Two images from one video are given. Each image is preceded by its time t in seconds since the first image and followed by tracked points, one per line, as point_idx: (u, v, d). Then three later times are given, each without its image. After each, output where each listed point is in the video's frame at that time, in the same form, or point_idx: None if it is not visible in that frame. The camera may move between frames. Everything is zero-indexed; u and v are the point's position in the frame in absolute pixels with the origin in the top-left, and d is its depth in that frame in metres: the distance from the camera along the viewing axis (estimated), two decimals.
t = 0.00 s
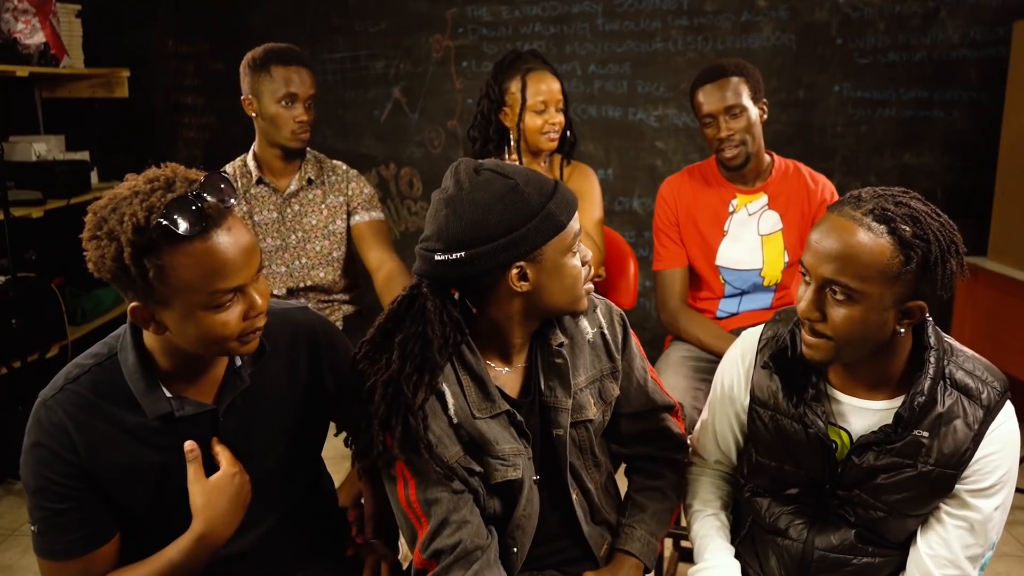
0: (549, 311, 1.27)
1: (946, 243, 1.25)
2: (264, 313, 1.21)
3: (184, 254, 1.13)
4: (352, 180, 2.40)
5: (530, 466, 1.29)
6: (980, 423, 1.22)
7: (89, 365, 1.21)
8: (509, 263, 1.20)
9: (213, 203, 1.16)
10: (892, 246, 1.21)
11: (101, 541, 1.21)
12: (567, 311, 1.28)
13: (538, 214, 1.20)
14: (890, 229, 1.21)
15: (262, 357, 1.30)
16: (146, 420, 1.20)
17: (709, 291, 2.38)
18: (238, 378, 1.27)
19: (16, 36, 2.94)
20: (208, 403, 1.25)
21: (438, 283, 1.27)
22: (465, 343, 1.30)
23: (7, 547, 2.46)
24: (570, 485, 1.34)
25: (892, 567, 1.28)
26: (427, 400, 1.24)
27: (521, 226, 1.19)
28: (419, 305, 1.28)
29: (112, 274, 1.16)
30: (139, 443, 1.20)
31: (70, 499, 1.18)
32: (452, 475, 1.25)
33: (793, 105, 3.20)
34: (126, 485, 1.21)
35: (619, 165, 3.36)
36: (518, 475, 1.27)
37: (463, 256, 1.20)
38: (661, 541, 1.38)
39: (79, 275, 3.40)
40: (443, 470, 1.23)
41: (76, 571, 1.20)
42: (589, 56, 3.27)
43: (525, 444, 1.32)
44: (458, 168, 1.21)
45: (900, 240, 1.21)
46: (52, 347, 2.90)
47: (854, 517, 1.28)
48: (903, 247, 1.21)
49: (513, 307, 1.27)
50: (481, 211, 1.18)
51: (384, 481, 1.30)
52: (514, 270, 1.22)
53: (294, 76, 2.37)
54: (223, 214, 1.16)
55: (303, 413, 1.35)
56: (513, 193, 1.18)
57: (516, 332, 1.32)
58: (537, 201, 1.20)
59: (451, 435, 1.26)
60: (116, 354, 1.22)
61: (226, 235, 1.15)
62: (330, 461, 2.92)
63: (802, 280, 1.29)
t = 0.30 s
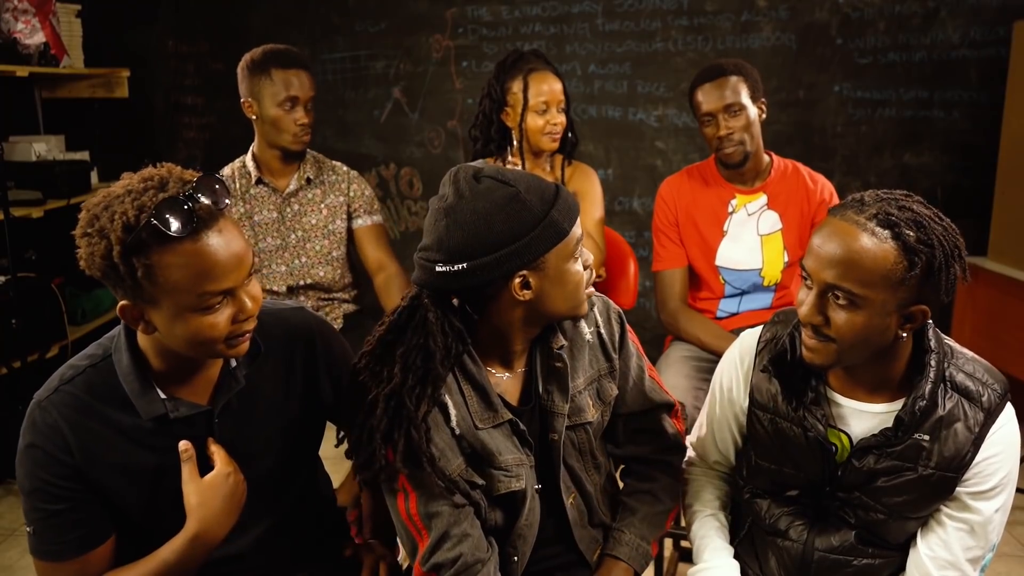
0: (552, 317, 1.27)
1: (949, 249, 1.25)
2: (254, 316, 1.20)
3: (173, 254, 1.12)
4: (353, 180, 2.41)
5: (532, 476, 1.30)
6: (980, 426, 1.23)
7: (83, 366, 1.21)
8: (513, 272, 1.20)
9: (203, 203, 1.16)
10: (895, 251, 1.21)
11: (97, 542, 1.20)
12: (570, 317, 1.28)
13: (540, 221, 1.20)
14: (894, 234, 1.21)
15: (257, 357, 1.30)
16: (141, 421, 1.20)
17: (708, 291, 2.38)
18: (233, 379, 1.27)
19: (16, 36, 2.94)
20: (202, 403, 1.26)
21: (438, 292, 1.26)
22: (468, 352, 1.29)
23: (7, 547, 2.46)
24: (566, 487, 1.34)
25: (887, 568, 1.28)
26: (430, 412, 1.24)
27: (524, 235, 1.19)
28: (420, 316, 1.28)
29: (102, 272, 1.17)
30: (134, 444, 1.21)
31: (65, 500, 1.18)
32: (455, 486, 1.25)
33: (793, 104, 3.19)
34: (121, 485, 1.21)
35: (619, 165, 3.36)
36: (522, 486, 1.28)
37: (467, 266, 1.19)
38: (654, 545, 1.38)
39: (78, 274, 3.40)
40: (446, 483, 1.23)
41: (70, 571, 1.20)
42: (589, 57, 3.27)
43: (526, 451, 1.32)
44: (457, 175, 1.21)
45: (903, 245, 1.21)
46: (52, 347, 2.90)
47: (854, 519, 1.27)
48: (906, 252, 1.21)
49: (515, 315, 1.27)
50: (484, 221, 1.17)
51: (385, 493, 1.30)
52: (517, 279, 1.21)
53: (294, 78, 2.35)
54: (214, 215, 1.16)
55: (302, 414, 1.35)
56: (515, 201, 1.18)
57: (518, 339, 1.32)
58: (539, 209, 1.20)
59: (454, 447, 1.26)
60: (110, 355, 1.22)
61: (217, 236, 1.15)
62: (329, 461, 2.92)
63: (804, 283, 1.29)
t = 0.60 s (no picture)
0: (553, 318, 1.27)
1: (956, 260, 1.24)
2: (248, 314, 1.20)
3: (164, 252, 1.12)
4: (355, 181, 2.40)
5: (532, 479, 1.30)
6: (982, 431, 1.22)
7: (80, 366, 1.21)
8: (513, 275, 1.20)
9: (196, 202, 1.16)
10: (904, 263, 1.19)
11: (94, 542, 1.20)
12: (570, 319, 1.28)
13: (541, 224, 1.20)
14: (903, 245, 1.20)
15: (254, 357, 1.30)
16: (138, 421, 1.20)
17: (710, 292, 2.38)
18: (230, 379, 1.27)
19: (16, 36, 2.95)
20: (199, 403, 1.26)
21: (438, 295, 1.26)
22: (469, 355, 1.29)
23: (7, 546, 2.46)
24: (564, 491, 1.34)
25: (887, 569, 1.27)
26: (430, 416, 1.24)
27: (523, 238, 1.19)
28: (420, 319, 1.27)
29: (96, 270, 1.17)
30: (131, 443, 1.21)
31: (64, 500, 1.18)
32: (455, 490, 1.25)
33: (793, 104, 3.19)
34: (119, 484, 1.21)
35: (619, 165, 3.36)
36: (522, 490, 1.28)
37: (469, 270, 1.19)
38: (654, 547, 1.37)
39: (78, 274, 3.40)
40: (446, 487, 1.23)
41: (68, 571, 1.19)
42: (589, 57, 3.27)
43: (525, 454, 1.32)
44: (457, 178, 1.20)
45: (912, 257, 1.20)
46: (51, 347, 2.90)
47: (855, 522, 1.27)
48: (916, 264, 1.20)
49: (516, 317, 1.27)
50: (483, 225, 1.17)
51: (384, 498, 1.29)
52: (517, 282, 1.21)
53: (296, 80, 2.34)
54: (206, 213, 1.16)
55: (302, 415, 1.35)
56: (515, 205, 1.18)
57: (518, 342, 1.32)
58: (539, 211, 1.20)
59: (454, 451, 1.26)
60: (108, 356, 1.22)
61: (209, 234, 1.15)
62: (328, 462, 2.92)
63: (808, 291, 1.27)
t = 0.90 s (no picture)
0: (557, 319, 1.27)
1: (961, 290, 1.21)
2: (248, 313, 1.20)
3: (164, 250, 1.12)
4: (357, 182, 2.40)
5: (533, 479, 1.30)
6: (981, 446, 1.21)
7: (82, 365, 1.21)
8: (519, 276, 1.20)
9: (194, 200, 1.17)
10: (910, 297, 1.16)
11: (94, 542, 1.20)
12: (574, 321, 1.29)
13: (547, 225, 1.20)
14: (911, 278, 1.16)
15: (256, 357, 1.30)
16: (139, 421, 1.20)
17: (714, 291, 2.38)
18: (232, 379, 1.27)
19: (16, 36, 2.95)
20: (201, 402, 1.26)
21: (442, 295, 1.26)
22: (471, 354, 1.29)
23: (6, 547, 2.46)
24: (564, 491, 1.35)
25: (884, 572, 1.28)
26: (431, 415, 1.24)
27: (528, 238, 1.19)
28: (425, 317, 1.28)
29: (96, 268, 1.17)
30: (132, 443, 1.21)
31: (64, 500, 1.18)
32: (456, 489, 1.25)
33: (793, 105, 3.20)
34: (120, 484, 1.21)
35: (619, 165, 3.36)
36: (523, 489, 1.29)
37: (475, 270, 1.19)
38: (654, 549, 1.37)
39: (79, 274, 3.40)
40: (447, 485, 1.23)
41: (68, 571, 1.19)
42: (589, 57, 3.27)
43: (527, 454, 1.33)
44: (464, 178, 1.20)
45: (919, 291, 1.17)
46: (51, 347, 2.90)
47: (853, 532, 1.27)
48: (921, 297, 1.17)
49: (519, 318, 1.27)
50: (490, 225, 1.17)
51: (384, 494, 1.29)
52: (523, 282, 1.21)
53: (296, 85, 2.31)
54: (206, 212, 1.17)
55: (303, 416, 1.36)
56: (523, 206, 1.18)
57: (521, 342, 1.32)
58: (545, 212, 1.20)
59: (455, 449, 1.26)
60: (109, 355, 1.22)
61: (209, 232, 1.15)
62: (328, 462, 2.92)
63: (809, 316, 1.24)
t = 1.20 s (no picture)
0: (557, 319, 1.28)
1: (935, 328, 1.11)
2: (248, 313, 1.20)
3: (163, 248, 1.13)
4: (358, 183, 2.39)
5: (532, 478, 1.31)
6: (984, 435, 1.17)
7: (83, 365, 1.21)
8: (519, 275, 1.20)
9: (194, 199, 1.17)
10: (902, 362, 1.08)
11: (95, 542, 1.21)
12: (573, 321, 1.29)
13: (548, 225, 1.20)
14: (900, 344, 1.07)
15: (256, 356, 1.31)
16: (140, 421, 1.21)
17: (714, 289, 2.39)
18: (231, 379, 1.27)
19: (16, 36, 2.95)
20: (202, 403, 1.26)
21: (442, 293, 1.26)
22: (470, 354, 1.29)
23: (7, 547, 2.46)
24: (564, 490, 1.35)
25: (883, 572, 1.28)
26: (431, 412, 1.24)
27: (529, 238, 1.19)
28: (426, 316, 1.29)
29: (96, 267, 1.17)
30: (132, 443, 1.21)
31: (65, 501, 1.18)
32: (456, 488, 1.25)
33: (793, 105, 3.20)
34: (120, 484, 1.21)
35: (619, 165, 3.36)
36: (522, 488, 1.29)
37: (476, 268, 1.19)
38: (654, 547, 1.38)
39: (78, 274, 3.40)
40: (446, 484, 1.23)
41: (68, 571, 1.20)
42: (589, 57, 3.28)
43: (526, 453, 1.33)
44: (467, 177, 1.21)
45: (910, 350, 1.08)
46: (51, 347, 2.90)
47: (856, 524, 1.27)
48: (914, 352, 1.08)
49: (518, 317, 1.27)
50: (490, 224, 1.17)
51: (384, 492, 1.30)
52: (523, 282, 1.22)
53: (299, 92, 2.30)
54: (204, 211, 1.17)
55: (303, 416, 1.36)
56: (524, 206, 1.18)
57: (522, 342, 1.32)
58: (546, 212, 1.20)
59: (454, 448, 1.27)
60: (110, 355, 1.23)
61: (208, 230, 1.15)
62: (329, 462, 2.92)
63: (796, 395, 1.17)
